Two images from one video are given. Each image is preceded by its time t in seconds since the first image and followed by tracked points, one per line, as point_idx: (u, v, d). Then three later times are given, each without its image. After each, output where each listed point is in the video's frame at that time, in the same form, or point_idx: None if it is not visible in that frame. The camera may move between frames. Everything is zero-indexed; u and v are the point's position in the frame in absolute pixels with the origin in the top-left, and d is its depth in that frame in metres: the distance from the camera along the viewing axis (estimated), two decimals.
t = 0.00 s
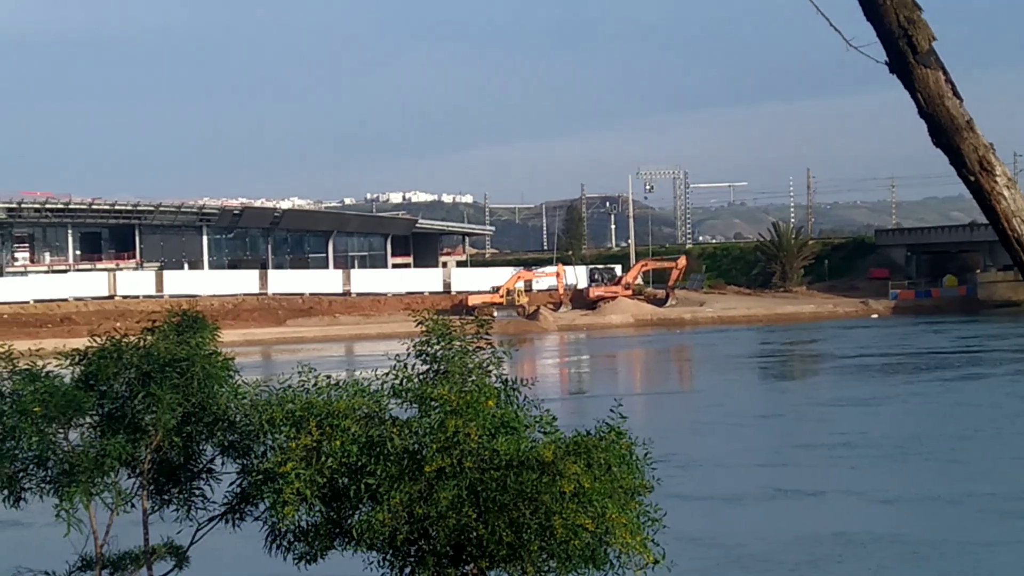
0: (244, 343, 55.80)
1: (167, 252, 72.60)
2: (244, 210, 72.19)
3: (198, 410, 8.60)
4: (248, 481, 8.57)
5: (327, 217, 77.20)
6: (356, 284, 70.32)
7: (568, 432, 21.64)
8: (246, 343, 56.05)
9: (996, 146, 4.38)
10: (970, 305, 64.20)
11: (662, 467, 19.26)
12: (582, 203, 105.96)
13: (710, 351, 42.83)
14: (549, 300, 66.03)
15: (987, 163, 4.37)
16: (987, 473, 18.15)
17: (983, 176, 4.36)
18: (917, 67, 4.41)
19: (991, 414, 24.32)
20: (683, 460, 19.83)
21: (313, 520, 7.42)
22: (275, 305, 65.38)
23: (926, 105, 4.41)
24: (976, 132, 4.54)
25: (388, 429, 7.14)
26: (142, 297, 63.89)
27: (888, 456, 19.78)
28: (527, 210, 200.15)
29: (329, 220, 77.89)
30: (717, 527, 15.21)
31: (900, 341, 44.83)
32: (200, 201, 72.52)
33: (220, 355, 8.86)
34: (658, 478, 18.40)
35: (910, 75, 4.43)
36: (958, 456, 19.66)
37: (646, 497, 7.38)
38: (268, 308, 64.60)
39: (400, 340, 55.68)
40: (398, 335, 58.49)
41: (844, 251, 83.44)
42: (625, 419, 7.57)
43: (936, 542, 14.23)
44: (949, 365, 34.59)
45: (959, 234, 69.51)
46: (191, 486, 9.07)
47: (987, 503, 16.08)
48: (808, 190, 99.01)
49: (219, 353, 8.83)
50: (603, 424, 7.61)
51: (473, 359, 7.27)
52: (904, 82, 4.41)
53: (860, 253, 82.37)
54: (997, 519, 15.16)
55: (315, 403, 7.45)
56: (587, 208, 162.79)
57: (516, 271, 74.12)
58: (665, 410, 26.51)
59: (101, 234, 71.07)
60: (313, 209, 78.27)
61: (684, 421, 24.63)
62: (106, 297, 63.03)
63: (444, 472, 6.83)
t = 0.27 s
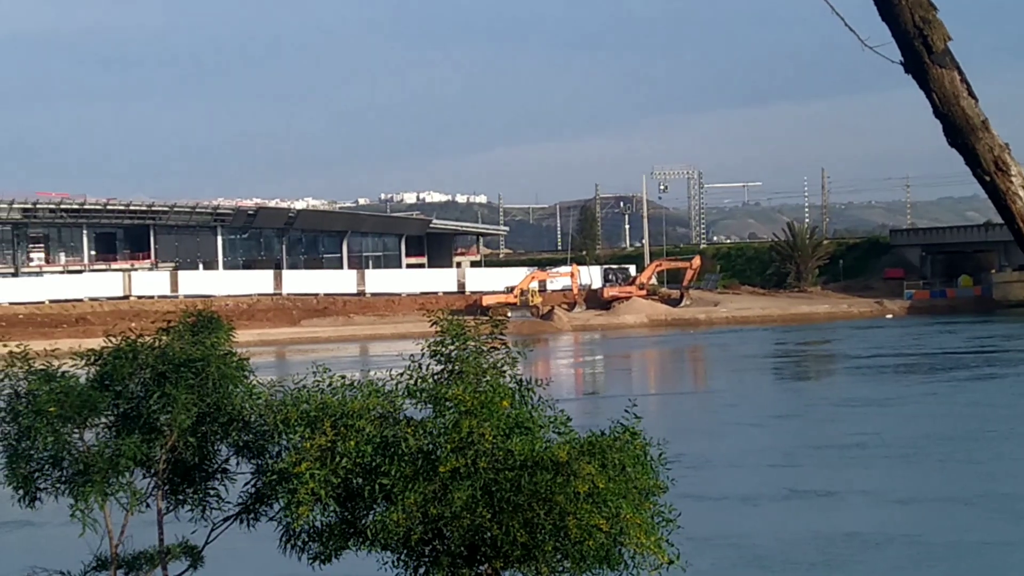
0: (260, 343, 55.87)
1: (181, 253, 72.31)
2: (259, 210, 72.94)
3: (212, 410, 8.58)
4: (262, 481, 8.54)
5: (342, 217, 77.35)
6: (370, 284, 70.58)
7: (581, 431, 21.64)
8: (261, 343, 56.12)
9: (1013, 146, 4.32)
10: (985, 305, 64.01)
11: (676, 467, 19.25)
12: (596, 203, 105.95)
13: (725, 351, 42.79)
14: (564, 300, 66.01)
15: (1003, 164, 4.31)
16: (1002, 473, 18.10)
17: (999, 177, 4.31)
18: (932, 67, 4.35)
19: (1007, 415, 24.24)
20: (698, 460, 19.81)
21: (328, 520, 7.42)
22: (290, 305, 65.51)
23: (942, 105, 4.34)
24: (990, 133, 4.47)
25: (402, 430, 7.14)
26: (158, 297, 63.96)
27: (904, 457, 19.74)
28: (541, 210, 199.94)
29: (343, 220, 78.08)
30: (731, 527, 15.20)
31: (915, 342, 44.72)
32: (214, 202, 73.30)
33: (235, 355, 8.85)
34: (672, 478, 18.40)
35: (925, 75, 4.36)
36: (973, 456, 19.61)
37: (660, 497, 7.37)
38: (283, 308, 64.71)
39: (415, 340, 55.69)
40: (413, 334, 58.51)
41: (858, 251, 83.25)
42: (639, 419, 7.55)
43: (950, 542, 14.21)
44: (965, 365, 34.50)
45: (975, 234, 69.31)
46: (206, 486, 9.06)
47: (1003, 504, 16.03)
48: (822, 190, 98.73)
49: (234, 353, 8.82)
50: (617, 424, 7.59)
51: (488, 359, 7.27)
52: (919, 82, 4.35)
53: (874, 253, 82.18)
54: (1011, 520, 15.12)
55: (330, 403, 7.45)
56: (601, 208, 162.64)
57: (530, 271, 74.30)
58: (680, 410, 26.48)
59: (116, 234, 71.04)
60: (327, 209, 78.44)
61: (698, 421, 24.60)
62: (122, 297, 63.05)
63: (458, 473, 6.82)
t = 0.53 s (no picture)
0: (279, 343, 55.90)
1: (201, 253, 72.37)
2: (278, 210, 72.98)
3: (232, 409, 8.59)
4: (282, 481, 8.54)
5: (361, 216, 77.91)
6: (389, 283, 70.38)
7: (601, 431, 21.61)
8: (280, 343, 56.14)
9: None
10: (1004, 305, 63.70)
11: (695, 467, 19.22)
12: (615, 203, 105.81)
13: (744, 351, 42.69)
14: (583, 299, 66.01)
15: None
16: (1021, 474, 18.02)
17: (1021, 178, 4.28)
18: (953, 68, 4.31)
19: None
20: (716, 461, 19.79)
21: (347, 520, 7.44)
22: (309, 305, 65.61)
23: (962, 106, 4.31)
24: (1010, 131, 4.44)
25: (421, 429, 7.16)
26: (177, 297, 64.03)
27: (921, 457, 19.67)
28: (560, 210, 199.18)
29: (362, 219, 78.65)
30: (749, 527, 15.18)
31: (934, 341, 44.53)
32: (234, 201, 73.39)
33: (254, 355, 8.86)
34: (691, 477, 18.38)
35: (946, 76, 4.33)
36: (992, 457, 19.52)
37: (679, 497, 7.36)
38: (302, 308, 64.82)
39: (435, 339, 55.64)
40: (432, 334, 58.43)
41: (877, 250, 82.91)
42: (658, 419, 7.55)
43: (967, 543, 14.16)
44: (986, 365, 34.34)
45: (995, 233, 68.96)
46: (226, 486, 9.07)
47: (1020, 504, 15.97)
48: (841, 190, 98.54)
49: (254, 353, 8.83)
50: (635, 424, 7.59)
51: (506, 359, 7.29)
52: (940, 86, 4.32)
53: (894, 252, 81.83)
54: None
55: (349, 403, 7.47)
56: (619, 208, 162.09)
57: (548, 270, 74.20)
58: (699, 410, 26.43)
59: (136, 234, 71.02)
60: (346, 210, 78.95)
61: (716, 421, 24.56)
62: (142, 297, 63.09)
63: (478, 472, 6.82)
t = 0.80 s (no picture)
0: (299, 343, 56.00)
1: (222, 254, 72.96)
2: (298, 210, 72.96)
3: (253, 409, 8.60)
4: (303, 481, 8.55)
5: (381, 217, 77.47)
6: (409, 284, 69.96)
7: (621, 430, 21.60)
8: (301, 343, 56.26)
9: None
10: None
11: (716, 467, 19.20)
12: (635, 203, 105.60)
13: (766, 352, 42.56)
14: (604, 300, 65.97)
15: None
16: None
17: None
18: (976, 68, 4.24)
19: None
20: (736, 461, 19.78)
21: (368, 520, 7.46)
22: (329, 305, 65.87)
23: (986, 106, 4.24)
24: None
25: (442, 430, 7.17)
26: (198, 297, 64.18)
27: (944, 458, 19.59)
28: (579, 210, 198.86)
29: (382, 220, 78.21)
30: (769, 527, 15.17)
31: (956, 342, 44.33)
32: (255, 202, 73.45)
33: (275, 355, 8.86)
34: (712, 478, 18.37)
35: (968, 76, 4.27)
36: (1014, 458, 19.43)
37: (700, 498, 7.35)
38: (322, 308, 65.11)
39: (456, 339, 55.64)
40: (453, 335, 58.34)
41: (899, 250, 82.49)
42: (679, 419, 7.55)
43: (986, 544, 14.11)
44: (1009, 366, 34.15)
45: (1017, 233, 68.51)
46: (247, 486, 9.08)
47: None
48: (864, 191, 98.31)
49: (275, 353, 8.83)
50: (657, 425, 7.58)
51: (527, 359, 7.28)
52: (962, 84, 4.26)
53: (915, 253, 81.41)
54: None
55: (370, 403, 7.48)
56: (640, 207, 161.80)
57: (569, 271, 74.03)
58: (720, 411, 26.38)
59: (157, 235, 72.06)
60: (367, 210, 78.63)
61: (737, 421, 24.51)
62: (163, 298, 63.28)
63: (498, 473, 6.83)
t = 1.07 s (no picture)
0: (320, 346, 56.02)
1: (245, 257, 73.58)
2: (321, 213, 73.24)
3: (276, 412, 8.62)
4: (325, 484, 8.56)
5: (402, 219, 77.64)
6: (431, 287, 70.07)
7: (643, 433, 21.62)
8: (323, 345, 56.31)
9: None
10: None
11: (738, 469, 19.18)
12: (657, 205, 105.54)
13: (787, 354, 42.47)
14: (625, 303, 66.02)
15: None
16: None
17: None
18: (999, 68, 4.35)
19: None
20: (757, 464, 19.75)
21: (390, 522, 7.50)
22: (351, 307, 65.86)
23: (1009, 106, 4.34)
24: None
25: (464, 432, 7.20)
26: (221, 300, 64.27)
27: (966, 461, 19.51)
28: (599, 212, 198.64)
29: (404, 222, 78.29)
30: (790, 530, 15.13)
31: (978, 345, 44.12)
32: (277, 204, 73.66)
33: (297, 358, 8.88)
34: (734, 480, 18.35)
35: (992, 76, 4.38)
36: None
37: (723, 500, 7.34)
38: (344, 311, 64.92)
39: (478, 341, 55.57)
40: (474, 337, 58.16)
41: (922, 253, 82.16)
42: (701, 422, 7.55)
43: (1009, 547, 14.05)
44: None
45: None
46: (269, 488, 9.09)
47: None
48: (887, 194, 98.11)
49: (297, 356, 8.85)
50: (679, 427, 7.57)
51: (549, 362, 7.29)
52: (987, 83, 4.36)
53: (938, 255, 81.07)
54: None
55: (393, 405, 7.52)
56: (663, 209, 161.61)
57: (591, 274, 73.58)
58: (742, 413, 26.34)
59: (180, 238, 72.64)
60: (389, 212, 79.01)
61: (759, 424, 24.46)
62: (186, 301, 63.35)
63: (520, 475, 6.84)
